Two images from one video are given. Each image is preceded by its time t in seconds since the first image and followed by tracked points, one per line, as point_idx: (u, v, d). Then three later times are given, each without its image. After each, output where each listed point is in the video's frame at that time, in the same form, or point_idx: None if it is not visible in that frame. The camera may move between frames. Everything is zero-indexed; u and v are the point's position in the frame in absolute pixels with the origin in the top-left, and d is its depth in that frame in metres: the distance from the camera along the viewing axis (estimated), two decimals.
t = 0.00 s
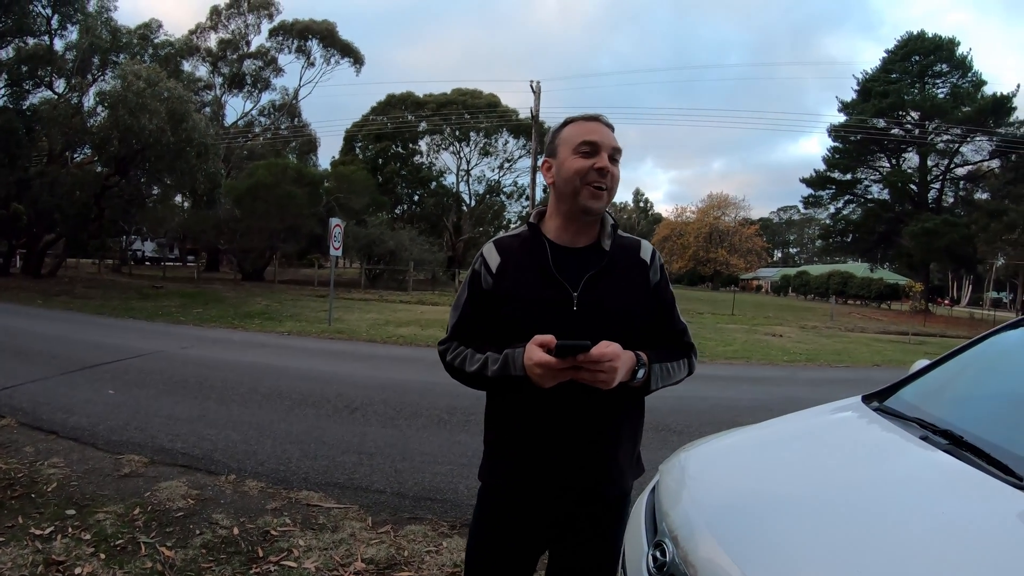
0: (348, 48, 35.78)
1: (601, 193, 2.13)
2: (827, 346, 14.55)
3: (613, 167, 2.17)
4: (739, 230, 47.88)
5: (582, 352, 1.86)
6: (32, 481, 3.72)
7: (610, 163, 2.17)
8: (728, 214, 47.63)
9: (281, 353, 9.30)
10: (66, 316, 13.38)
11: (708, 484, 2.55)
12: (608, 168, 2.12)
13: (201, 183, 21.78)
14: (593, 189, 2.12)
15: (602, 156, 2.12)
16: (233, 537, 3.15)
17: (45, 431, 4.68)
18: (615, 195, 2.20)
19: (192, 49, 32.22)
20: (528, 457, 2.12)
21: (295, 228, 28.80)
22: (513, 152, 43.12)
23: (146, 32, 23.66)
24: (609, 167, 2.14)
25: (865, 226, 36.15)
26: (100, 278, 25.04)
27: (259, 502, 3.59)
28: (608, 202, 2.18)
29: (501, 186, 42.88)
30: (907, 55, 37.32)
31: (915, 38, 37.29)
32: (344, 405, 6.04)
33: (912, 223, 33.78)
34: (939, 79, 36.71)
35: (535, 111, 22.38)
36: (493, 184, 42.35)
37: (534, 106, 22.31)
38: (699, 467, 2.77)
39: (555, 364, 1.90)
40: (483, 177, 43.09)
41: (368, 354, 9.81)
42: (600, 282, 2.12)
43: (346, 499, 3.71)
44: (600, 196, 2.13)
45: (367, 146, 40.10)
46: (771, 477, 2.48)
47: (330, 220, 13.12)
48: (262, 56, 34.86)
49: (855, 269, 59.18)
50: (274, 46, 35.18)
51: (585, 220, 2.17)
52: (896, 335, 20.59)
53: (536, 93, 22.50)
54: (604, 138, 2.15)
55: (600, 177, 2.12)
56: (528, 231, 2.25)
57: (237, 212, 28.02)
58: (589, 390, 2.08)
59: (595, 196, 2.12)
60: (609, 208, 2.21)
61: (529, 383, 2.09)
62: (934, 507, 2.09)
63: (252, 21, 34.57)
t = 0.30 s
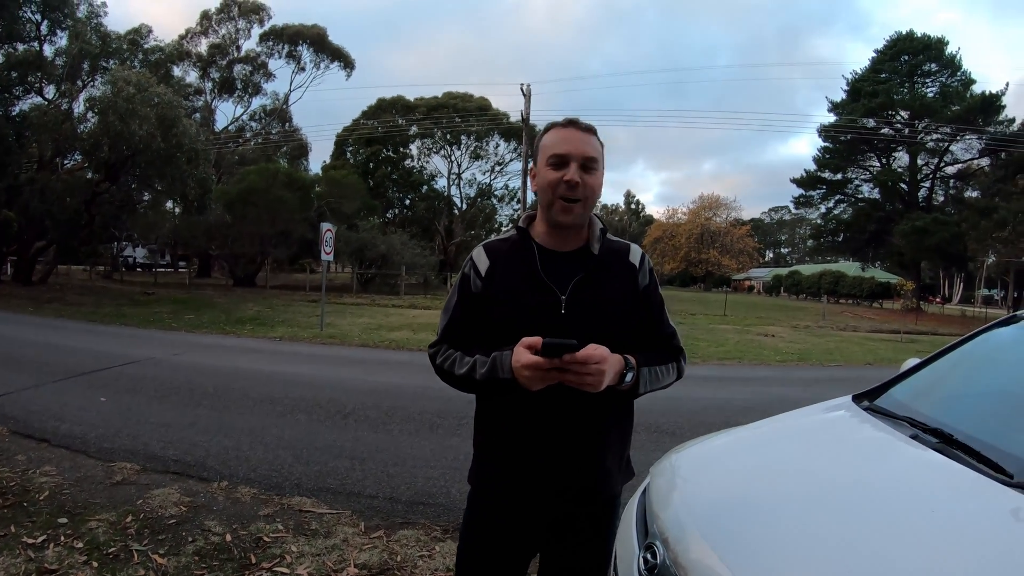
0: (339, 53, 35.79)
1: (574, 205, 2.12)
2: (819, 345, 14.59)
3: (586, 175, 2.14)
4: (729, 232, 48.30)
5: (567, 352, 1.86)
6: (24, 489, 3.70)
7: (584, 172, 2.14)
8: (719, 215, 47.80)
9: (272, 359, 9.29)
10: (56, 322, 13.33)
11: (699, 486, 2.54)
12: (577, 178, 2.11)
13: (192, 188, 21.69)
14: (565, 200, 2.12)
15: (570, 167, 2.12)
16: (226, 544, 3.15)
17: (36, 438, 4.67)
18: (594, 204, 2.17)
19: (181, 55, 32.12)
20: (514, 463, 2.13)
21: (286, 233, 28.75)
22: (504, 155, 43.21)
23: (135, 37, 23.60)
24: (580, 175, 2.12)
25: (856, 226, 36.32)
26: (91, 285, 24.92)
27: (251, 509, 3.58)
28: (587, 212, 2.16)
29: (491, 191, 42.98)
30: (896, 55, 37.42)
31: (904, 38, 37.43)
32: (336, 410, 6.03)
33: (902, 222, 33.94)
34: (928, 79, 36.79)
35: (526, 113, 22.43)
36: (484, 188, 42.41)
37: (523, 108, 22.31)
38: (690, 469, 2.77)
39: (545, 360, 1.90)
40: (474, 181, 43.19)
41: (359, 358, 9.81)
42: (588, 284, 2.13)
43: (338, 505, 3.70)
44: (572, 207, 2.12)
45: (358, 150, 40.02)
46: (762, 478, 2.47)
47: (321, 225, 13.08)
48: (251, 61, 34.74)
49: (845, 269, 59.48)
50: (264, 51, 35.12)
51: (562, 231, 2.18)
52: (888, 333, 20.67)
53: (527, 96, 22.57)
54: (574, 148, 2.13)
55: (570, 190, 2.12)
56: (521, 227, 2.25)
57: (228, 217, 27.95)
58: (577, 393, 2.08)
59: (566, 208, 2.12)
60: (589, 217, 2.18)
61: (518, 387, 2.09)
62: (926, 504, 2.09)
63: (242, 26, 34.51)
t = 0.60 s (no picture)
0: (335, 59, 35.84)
1: (541, 208, 2.16)
2: (816, 348, 14.60)
3: (547, 176, 2.14)
4: (725, 234, 48.42)
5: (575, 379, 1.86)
6: (22, 495, 3.71)
7: (545, 173, 2.15)
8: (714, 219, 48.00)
9: (269, 364, 9.29)
10: (53, 328, 13.32)
11: (699, 488, 2.55)
12: (538, 181, 2.14)
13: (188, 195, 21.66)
14: (534, 205, 2.17)
15: (530, 172, 2.16)
16: (226, 549, 3.16)
17: (36, 444, 4.67)
18: (565, 201, 2.15)
19: (176, 60, 32.12)
20: (518, 462, 2.14)
21: (282, 239, 28.73)
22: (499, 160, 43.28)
23: (131, 43, 23.62)
24: (540, 178, 2.14)
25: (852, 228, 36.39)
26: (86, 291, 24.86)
27: (251, 514, 3.59)
28: (559, 209, 2.15)
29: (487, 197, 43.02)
30: (890, 57, 37.51)
31: (898, 41, 37.57)
32: (335, 416, 6.04)
33: (897, 224, 34.01)
34: (922, 81, 36.89)
35: (522, 118, 22.48)
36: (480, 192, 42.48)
37: (518, 113, 22.37)
38: (690, 470, 2.79)
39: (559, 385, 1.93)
40: (469, 186, 43.28)
41: (356, 364, 9.81)
42: (592, 285, 2.13)
43: (337, 509, 3.72)
44: (540, 210, 2.16)
45: (355, 156, 40.05)
46: (761, 480, 2.48)
47: (318, 232, 13.07)
48: (247, 66, 34.72)
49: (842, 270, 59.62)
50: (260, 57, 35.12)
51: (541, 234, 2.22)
52: (884, 335, 20.70)
53: (522, 101, 22.61)
54: (533, 153, 2.16)
55: (534, 194, 2.16)
56: (520, 235, 2.30)
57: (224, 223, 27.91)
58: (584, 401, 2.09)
59: (535, 212, 2.17)
60: (566, 216, 2.17)
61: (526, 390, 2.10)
62: (925, 503, 2.10)
63: (238, 31, 34.54)
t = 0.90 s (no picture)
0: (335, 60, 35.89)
1: (537, 203, 2.17)
2: (816, 349, 14.61)
3: (540, 172, 2.14)
4: (725, 235, 48.48)
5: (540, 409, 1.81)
6: (23, 495, 3.73)
7: (540, 168, 2.15)
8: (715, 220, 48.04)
9: (269, 365, 9.31)
10: (53, 330, 13.33)
11: (699, 488, 2.55)
12: (532, 176, 2.15)
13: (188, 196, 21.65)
14: (530, 201, 2.19)
15: (525, 168, 2.17)
16: (227, 549, 3.17)
17: (37, 445, 4.69)
18: (559, 195, 2.15)
19: (177, 62, 32.16)
20: (518, 462, 2.15)
21: (282, 240, 28.76)
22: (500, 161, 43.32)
23: (132, 44, 23.67)
24: (534, 174, 2.15)
25: (852, 229, 36.38)
26: (87, 292, 24.88)
27: (251, 514, 3.60)
28: (554, 204, 2.15)
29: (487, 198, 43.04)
30: (891, 59, 37.53)
31: (898, 42, 37.62)
32: (335, 417, 6.05)
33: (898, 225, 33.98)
34: (922, 82, 36.92)
35: (522, 119, 22.51)
36: (480, 193, 42.53)
37: (518, 115, 22.47)
38: (691, 469, 2.79)
39: (551, 391, 1.92)
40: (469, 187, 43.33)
41: (356, 365, 9.82)
42: (586, 282, 2.11)
43: (337, 510, 3.72)
44: (537, 205, 2.17)
45: (354, 157, 40.06)
46: (762, 480, 2.47)
47: (318, 233, 13.07)
48: (247, 68, 34.77)
49: (842, 271, 59.62)
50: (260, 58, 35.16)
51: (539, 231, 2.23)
52: (884, 337, 20.70)
53: (522, 103, 22.64)
54: (530, 151, 2.19)
55: (529, 188, 2.17)
56: (522, 237, 2.31)
57: (225, 224, 27.91)
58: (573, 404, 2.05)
59: (533, 208, 2.18)
60: (561, 212, 2.17)
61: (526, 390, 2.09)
62: (924, 503, 2.10)
63: (239, 32, 34.60)
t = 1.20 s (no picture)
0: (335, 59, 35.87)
1: (537, 189, 2.17)
2: (816, 347, 14.63)
3: (542, 164, 2.17)
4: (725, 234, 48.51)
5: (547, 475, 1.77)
6: (24, 495, 3.73)
7: (542, 160, 2.18)
8: (715, 218, 48.08)
9: (268, 365, 9.32)
10: (53, 330, 13.35)
11: (697, 487, 2.55)
12: (533, 166, 2.17)
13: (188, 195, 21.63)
14: (529, 189, 2.19)
15: (527, 160, 2.21)
16: (228, 548, 3.17)
17: (38, 445, 4.69)
18: (559, 186, 2.16)
19: (176, 60, 32.14)
20: (517, 463, 2.15)
21: (282, 239, 28.79)
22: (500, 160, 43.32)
23: (132, 44, 23.65)
24: (536, 164, 2.18)
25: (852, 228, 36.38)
26: (87, 292, 24.90)
27: (252, 513, 3.61)
28: (553, 194, 2.16)
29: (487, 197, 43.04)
30: (890, 57, 37.47)
31: (898, 41, 37.62)
32: (336, 416, 6.06)
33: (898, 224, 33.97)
34: (921, 81, 36.93)
35: (521, 118, 22.52)
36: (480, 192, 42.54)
37: (518, 114, 22.50)
38: (690, 468, 2.80)
39: (546, 406, 1.90)
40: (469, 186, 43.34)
41: (356, 365, 9.82)
42: (580, 281, 2.09)
43: (338, 509, 3.73)
44: (536, 192, 2.17)
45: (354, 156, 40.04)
46: (760, 480, 2.47)
47: (318, 232, 13.07)
48: (247, 67, 34.79)
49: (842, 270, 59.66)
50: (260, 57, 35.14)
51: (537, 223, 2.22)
52: (883, 335, 20.73)
53: (522, 102, 22.65)
54: (533, 146, 2.23)
55: (530, 177, 2.18)
56: (520, 236, 2.32)
57: (225, 224, 27.89)
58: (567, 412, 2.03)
59: (531, 195, 2.18)
60: (559, 206, 2.17)
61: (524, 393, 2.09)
62: (920, 501, 2.11)
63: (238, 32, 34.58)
